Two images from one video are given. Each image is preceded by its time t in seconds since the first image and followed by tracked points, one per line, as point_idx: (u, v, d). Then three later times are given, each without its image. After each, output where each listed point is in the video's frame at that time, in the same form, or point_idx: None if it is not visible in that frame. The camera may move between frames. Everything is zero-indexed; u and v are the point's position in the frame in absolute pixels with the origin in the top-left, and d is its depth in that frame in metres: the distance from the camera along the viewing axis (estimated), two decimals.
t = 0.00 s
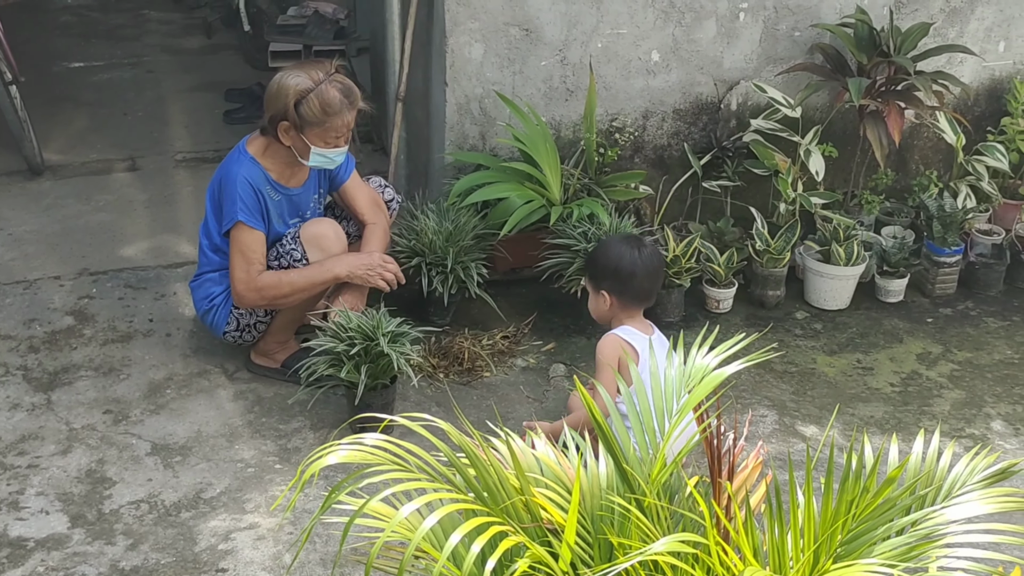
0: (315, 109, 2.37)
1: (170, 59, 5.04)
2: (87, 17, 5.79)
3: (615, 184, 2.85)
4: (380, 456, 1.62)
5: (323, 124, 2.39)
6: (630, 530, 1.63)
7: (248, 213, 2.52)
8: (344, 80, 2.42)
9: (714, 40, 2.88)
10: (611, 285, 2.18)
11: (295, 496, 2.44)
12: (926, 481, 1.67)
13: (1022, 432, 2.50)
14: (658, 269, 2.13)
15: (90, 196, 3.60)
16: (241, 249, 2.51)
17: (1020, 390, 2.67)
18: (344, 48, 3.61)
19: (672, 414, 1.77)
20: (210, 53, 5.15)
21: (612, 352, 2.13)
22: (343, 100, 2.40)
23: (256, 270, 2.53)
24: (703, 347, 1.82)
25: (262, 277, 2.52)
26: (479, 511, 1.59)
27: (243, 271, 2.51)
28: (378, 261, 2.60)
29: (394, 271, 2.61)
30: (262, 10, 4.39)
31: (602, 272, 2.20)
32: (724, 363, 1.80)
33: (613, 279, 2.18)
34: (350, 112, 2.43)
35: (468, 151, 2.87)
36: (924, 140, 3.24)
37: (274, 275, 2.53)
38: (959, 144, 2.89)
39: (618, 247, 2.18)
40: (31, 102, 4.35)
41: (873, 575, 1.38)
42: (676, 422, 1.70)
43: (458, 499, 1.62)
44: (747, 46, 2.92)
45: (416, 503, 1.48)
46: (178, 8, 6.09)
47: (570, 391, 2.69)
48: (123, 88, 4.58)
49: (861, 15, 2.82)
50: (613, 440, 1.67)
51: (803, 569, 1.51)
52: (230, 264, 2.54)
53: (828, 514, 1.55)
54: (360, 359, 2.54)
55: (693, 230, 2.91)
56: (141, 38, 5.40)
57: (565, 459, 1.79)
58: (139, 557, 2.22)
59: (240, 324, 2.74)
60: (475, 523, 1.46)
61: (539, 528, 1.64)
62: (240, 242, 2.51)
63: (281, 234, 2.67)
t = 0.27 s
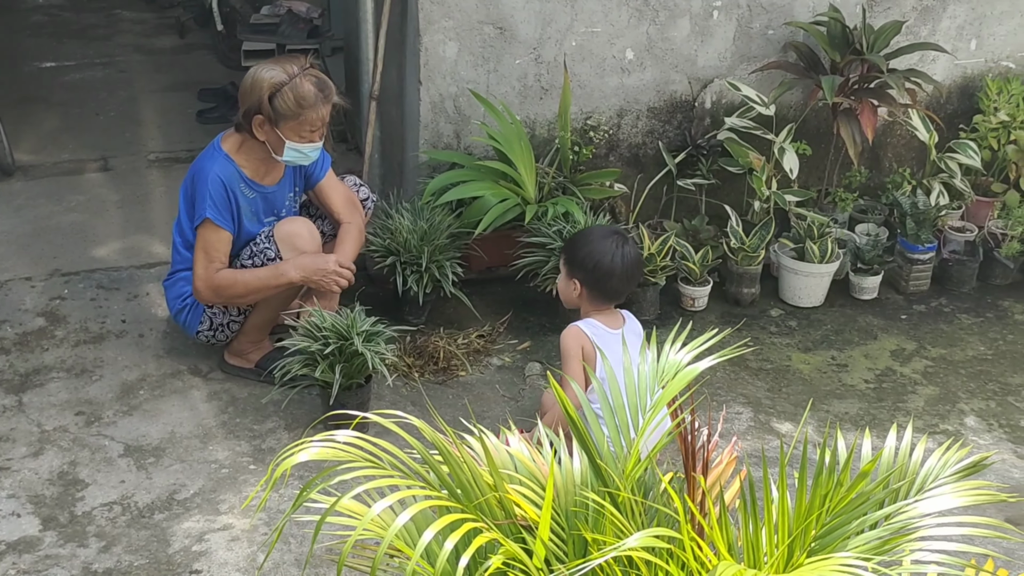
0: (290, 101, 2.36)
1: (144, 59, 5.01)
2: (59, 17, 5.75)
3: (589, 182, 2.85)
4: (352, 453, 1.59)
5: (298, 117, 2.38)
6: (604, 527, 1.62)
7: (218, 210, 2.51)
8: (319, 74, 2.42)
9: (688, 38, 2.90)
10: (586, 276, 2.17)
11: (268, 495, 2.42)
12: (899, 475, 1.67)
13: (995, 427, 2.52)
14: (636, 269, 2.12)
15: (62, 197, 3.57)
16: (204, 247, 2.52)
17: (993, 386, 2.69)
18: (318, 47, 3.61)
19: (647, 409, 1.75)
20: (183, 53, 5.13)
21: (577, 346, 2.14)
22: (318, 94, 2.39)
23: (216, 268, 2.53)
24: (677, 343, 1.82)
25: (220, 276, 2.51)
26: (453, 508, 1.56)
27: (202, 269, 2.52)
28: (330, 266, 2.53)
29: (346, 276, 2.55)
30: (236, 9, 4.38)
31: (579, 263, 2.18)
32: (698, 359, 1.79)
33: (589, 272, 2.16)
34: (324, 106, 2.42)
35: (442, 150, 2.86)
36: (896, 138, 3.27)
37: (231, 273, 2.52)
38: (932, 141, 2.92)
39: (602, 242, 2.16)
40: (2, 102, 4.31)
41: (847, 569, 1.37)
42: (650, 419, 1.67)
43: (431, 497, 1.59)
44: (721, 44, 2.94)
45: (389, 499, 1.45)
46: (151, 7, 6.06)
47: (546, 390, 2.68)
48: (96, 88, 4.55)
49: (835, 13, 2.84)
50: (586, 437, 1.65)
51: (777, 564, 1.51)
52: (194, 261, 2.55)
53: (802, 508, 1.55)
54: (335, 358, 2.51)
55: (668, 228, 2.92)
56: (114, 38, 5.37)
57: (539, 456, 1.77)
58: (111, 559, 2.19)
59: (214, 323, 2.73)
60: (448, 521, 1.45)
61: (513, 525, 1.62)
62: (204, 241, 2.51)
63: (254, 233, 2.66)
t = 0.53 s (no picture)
0: (259, 85, 2.36)
1: (123, 60, 4.99)
2: (37, 18, 5.72)
3: (571, 182, 2.85)
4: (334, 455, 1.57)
5: (268, 101, 2.37)
6: (588, 528, 1.63)
7: (196, 206, 2.50)
8: (290, 61, 2.42)
9: (669, 38, 2.92)
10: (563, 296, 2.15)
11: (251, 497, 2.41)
12: (881, 474, 1.68)
13: (975, 424, 2.54)
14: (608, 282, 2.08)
15: (41, 199, 3.55)
16: (178, 243, 2.51)
17: (973, 383, 2.70)
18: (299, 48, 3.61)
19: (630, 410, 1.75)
20: (163, 53, 5.11)
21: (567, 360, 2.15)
22: (288, 78, 2.39)
23: (188, 265, 2.53)
24: (660, 344, 1.83)
25: (191, 273, 2.50)
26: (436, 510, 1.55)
27: (175, 264, 2.52)
28: (296, 275, 2.49)
29: (312, 287, 2.51)
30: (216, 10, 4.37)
31: (557, 283, 2.16)
32: (680, 359, 1.80)
33: (566, 291, 2.14)
34: (295, 91, 2.41)
35: (424, 150, 2.85)
36: (876, 137, 3.29)
37: (201, 271, 2.52)
38: (911, 140, 2.95)
39: (575, 259, 2.14)
40: None
41: (830, 568, 1.38)
42: (633, 419, 1.66)
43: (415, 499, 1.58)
44: (701, 44, 2.96)
45: (371, 501, 1.44)
46: (130, 8, 6.03)
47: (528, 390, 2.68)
48: (75, 89, 4.52)
49: (814, 12, 2.86)
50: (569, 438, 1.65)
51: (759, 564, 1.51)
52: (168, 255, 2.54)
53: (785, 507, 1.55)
54: (317, 359, 2.50)
55: (650, 228, 2.93)
56: (92, 38, 5.34)
57: (523, 458, 1.77)
58: (92, 563, 2.16)
59: (195, 325, 2.72)
60: (432, 523, 1.44)
61: (497, 526, 1.62)
62: (178, 236, 2.51)
63: (234, 232, 2.65)
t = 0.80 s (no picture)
0: (244, 78, 2.37)
1: (112, 59, 4.98)
2: (26, 17, 5.70)
3: (562, 181, 2.86)
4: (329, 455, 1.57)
5: (253, 94, 2.37)
6: (581, 526, 1.63)
7: (186, 204, 2.50)
8: (277, 56, 2.43)
9: (659, 37, 2.93)
10: (558, 308, 2.16)
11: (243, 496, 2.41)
12: (873, 471, 1.69)
13: (965, 422, 2.55)
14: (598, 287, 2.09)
15: (31, 198, 3.54)
16: (169, 242, 2.51)
17: (963, 380, 2.72)
18: (289, 47, 3.61)
19: (623, 409, 1.75)
20: (153, 52, 5.10)
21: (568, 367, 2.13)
22: (274, 72, 2.39)
23: (181, 264, 2.53)
24: (652, 343, 1.83)
25: (184, 272, 2.51)
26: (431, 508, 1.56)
27: (167, 263, 2.52)
28: (289, 274, 2.50)
29: (305, 285, 2.51)
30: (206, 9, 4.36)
31: (550, 296, 2.18)
32: (672, 357, 1.80)
33: (559, 302, 2.16)
34: (282, 85, 2.41)
35: (415, 149, 2.85)
36: (866, 135, 3.31)
37: (194, 269, 2.52)
38: (900, 138, 2.97)
39: (563, 270, 2.16)
40: None
41: (822, 565, 1.38)
42: (626, 418, 1.67)
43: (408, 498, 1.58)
44: (692, 43, 2.97)
45: (366, 500, 1.44)
46: (119, 7, 6.01)
47: (520, 389, 2.69)
48: (64, 88, 4.51)
49: (804, 11, 2.87)
50: (562, 436, 1.66)
51: (752, 562, 1.52)
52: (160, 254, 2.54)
53: (778, 505, 1.56)
54: (308, 359, 2.49)
55: (641, 227, 2.94)
56: (82, 37, 5.32)
57: (516, 457, 1.77)
58: (84, 563, 2.16)
59: (186, 325, 2.72)
60: (426, 522, 1.44)
61: (491, 525, 1.62)
62: (169, 234, 2.50)
63: (224, 230, 2.64)
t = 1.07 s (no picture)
0: (238, 75, 2.37)
1: (105, 58, 4.97)
2: (19, 15, 5.68)
3: (556, 180, 2.86)
4: (324, 452, 1.57)
5: (247, 91, 2.37)
6: (576, 523, 1.64)
7: (180, 202, 2.50)
8: (272, 55, 2.44)
9: (653, 36, 2.93)
10: (556, 307, 2.14)
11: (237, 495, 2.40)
12: (867, 469, 1.69)
13: (958, 420, 2.55)
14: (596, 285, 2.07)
15: (24, 197, 3.53)
16: (163, 240, 2.51)
17: (956, 379, 2.72)
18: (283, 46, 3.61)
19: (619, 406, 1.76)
20: (146, 51, 5.09)
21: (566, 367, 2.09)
22: (268, 71, 2.40)
23: (174, 262, 2.52)
24: (647, 341, 1.83)
25: (178, 270, 2.50)
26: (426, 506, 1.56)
27: (161, 262, 2.51)
28: (286, 274, 2.51)
29: (300, 286, 2.53)
30: (200, 8, 4.36)
31: (548, 295, 2.16)
32: (667, 355, 1.81)
33: (557, 300, 2.14)
34: (276, 84, 2.42)
35: (409, 148, 2.85)
36: (860, 134, 3.32)
37: (188, 268, 2.52)
38: (894, 137, 2.99)
39: (561, 269, 2.15)
40: None
41: (817, 561, 1.39)
42: (621, 415, 1.67)
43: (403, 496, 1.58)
44: (686, 42, 2.97)
45: (362, 497, 1.44)
46: (111, 6, 6.00)
47: (514, 387, 2.69)
48: (57, 87, 4.50)
49: (798, 10, 2.88)
50: (558, 433, 1.66)
51: (747, 558, 1.53)
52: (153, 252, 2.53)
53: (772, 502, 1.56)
54: (302, 357, 2.49)
55: (635, 226, 2.94)
56: (74, 36, 5.31)
57: (510, 453, 1.77)
58: (78, 562, 2.16)
59: (180, 323, 2.71)
60: (420, 518, 1.45)
61: (486, 521, 1.63)
62: (163, 232, 2.50)
63: (218, 228, 2.64)
